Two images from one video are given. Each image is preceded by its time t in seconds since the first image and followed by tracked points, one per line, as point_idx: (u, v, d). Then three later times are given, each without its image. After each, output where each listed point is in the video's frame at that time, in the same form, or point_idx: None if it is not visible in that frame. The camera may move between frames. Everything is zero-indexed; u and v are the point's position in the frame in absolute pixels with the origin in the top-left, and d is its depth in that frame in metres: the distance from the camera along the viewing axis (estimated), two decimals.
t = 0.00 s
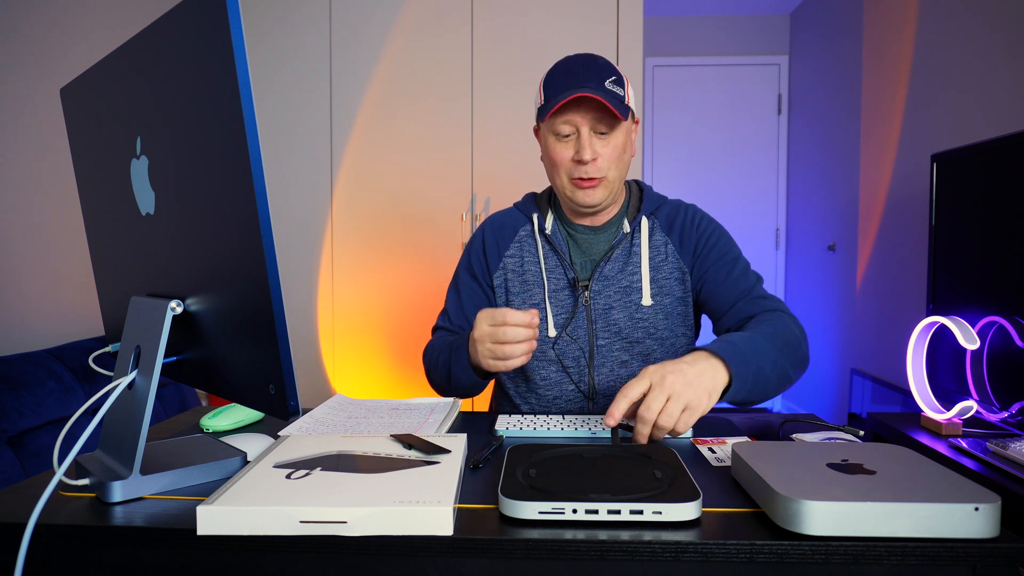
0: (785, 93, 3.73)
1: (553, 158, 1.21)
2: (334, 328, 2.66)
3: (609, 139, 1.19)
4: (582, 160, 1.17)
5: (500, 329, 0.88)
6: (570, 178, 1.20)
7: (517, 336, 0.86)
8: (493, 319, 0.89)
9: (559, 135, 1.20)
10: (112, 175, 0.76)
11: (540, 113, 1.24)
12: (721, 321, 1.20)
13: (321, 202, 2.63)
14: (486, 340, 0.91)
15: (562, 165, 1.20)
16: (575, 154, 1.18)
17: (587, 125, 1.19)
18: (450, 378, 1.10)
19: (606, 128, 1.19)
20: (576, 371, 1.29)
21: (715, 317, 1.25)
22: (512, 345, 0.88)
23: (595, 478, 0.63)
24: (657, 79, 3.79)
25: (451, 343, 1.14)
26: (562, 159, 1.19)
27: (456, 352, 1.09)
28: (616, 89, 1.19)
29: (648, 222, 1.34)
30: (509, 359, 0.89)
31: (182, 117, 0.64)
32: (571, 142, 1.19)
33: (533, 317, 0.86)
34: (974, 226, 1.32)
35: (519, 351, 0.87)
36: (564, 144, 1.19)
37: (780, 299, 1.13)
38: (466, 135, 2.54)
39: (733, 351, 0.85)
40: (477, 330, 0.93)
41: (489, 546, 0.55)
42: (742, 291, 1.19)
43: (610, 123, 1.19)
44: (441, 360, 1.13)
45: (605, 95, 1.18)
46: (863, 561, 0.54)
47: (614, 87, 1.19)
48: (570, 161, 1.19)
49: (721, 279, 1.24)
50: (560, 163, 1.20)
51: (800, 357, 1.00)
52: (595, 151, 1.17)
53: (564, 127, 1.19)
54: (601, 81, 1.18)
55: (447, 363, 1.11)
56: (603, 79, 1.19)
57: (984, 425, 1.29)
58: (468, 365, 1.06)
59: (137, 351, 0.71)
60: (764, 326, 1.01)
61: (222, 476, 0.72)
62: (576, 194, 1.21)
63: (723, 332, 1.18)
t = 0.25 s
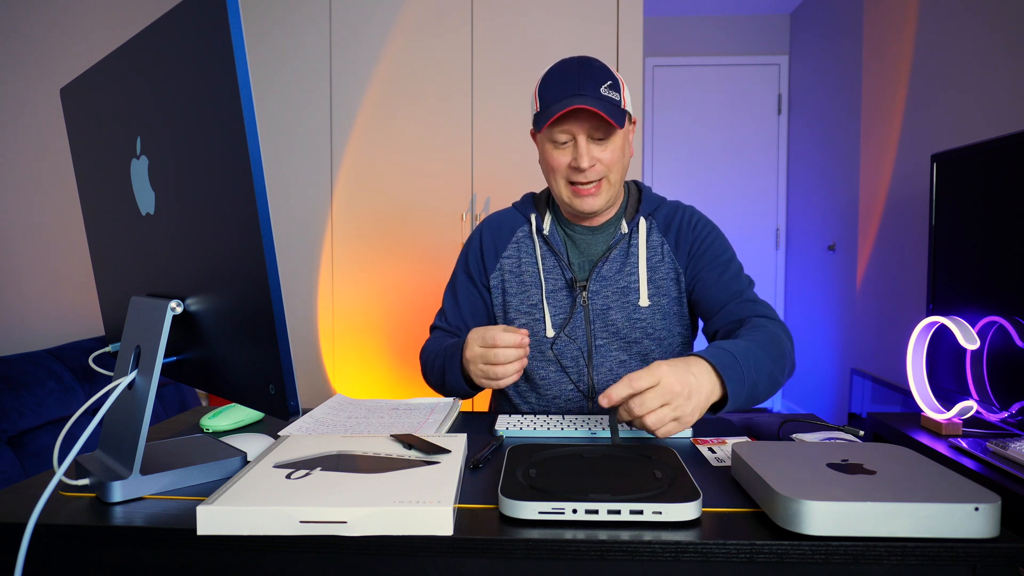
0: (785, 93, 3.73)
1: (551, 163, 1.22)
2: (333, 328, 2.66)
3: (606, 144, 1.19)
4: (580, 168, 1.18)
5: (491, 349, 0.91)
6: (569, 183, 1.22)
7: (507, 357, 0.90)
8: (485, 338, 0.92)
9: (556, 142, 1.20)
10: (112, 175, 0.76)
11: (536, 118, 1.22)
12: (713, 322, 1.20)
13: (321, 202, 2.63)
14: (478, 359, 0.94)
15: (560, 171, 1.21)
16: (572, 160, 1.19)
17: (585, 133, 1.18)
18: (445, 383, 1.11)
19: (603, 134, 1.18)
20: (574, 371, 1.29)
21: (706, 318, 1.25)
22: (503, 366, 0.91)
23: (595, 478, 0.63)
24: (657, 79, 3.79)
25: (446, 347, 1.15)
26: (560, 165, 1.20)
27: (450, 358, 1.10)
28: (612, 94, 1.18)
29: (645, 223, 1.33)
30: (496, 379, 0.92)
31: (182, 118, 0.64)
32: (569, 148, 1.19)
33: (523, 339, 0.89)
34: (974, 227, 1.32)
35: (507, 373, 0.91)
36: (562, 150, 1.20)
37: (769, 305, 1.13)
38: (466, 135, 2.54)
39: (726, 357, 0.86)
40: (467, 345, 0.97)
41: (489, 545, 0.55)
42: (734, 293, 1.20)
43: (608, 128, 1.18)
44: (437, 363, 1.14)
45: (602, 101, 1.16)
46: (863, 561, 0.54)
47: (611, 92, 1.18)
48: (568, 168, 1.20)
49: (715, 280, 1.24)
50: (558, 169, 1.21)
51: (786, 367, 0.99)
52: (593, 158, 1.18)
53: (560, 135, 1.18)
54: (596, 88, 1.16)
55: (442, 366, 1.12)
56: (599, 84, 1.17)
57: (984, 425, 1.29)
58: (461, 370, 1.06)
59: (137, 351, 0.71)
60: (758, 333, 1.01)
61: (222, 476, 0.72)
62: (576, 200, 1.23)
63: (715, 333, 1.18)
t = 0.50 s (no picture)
0: (785, 93, 3.73)
1: (544, 166, 1.22)
2: (334, 328, 2.66)
3: (597, 146, 1.19)
4: (569, 169, 1.18)
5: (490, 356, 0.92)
6: (560, 186, 1.22)
7: (507, 362, 0.90)
8: (484, 342, 0.92)
9: (548, 145, 1.20)
10: (112, 175, 0.76)
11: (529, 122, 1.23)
12: (718, 322, 1.21)
13: (321, 202, 2.63)
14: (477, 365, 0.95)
15: (551, 173, 1.21)
16: (562, 162, 1.19)
17: (575, 134, 1.18)
18: (445, 385, 1.11)
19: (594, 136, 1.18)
20: (573, 371, 1.30)
21: (711, 318, 1.26)
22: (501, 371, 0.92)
23: (594, 478, 0.63)
24: (657, 79, 3.79)
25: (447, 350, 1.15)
26: (552, 168, 1.21)
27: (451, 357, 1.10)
28: (603, 96, 1.18)
29: (645, 223, 1.33)
30: (496, 383, 0.93)
31: (182, 118, 0.64)
32: (560, 150, 1.20)
33: (523, 344, 0.90)
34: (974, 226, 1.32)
35: (507, 377, 0.92)
36: (553, 153, 1.20)
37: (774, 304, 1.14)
38: (466, 135, 2.54)
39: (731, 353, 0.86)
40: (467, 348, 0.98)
41: (489, 545, 0.55)
42: (738, 294, 1.21)
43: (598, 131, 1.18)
44: (438, 365, 1.14)
45: (591, 103, 1.16)
46: (863, 561, 0.54)
47: (602, 94, 1.17)
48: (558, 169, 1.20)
49: (718, 280, 1.25)
50: (549, 171, 1.21)
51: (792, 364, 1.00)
52: (583, 159, 1.18)
53: (552, 138, 1.19)
54: (587, 90, 1.17)
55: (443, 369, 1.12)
56: (590, 87, 1.17)
57: (983, 425, 1.29)
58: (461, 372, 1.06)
59: (137, 351, 0.71)
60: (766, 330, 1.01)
61: (222, 476, 0.72)
62: (568, 202, 1.23)
63: (719, 334, 1.18)
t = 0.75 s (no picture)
0: (785, 93, 3.73)
1: (547, 167, 1.22)
2: (334, 328, 2.66)
3: (599, 146, 1.19)
4: (573, 169, 1.18)
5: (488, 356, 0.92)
6: (564, 186, 1.22)
7: (506, 363, 0.90)
8: (484, 342, 0.92)
9: (550, 146, 1.20)
10: (112, 175, 0.76)
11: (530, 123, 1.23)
12: (720, 324, 1.21)
13: (321, 202, 2.63)
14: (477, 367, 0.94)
15: (555, 174, 1.21)
16: (566, 163, 1.19)
17: (577, 135, 1.18)
18: (444, 384, 1.11)
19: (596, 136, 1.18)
20: (573, 370, 1.30)
21: (712, 319, 1.26)
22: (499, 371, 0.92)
23: (594, 478, 0.63)
24: (657, 79, 3.79)
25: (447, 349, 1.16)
26: (555, 168, 1.21)
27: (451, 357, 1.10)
28: (604, 95, 1.17)
29: (645, 224, 1.33)
30: (495, 383, 0.93)
31: (182, 118, 0.64)
32: (563, 151, 1.20)
33: (522, 345, 0.90)
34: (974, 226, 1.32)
35: (506, 378, 0.92)
36: (556, 153, 1.20)
37: (777, 304, 1.14)
38: (466, 135, 2.54)
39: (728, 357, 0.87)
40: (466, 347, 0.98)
41: (489, 545, 0.55)
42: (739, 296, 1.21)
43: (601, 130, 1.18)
44: (437, 364, 1.14)
45: (594, 103, 1.16)
46: (863, 561, 0.54)
47: (603, 94, 1.17)
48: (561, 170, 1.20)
49: (720, 282, 1.25)
50: (553, 172, 1.21)
51: (794, 364, 1.00)
52: (587, 159, 1.18)
53: (554, 138, 1.19)
54: (588, 90, 1.17)
55: (442, 368, 1.13)
56: (591, 86, 1.17)
57: (983, 425, 1.29)
58: (460, 371, 1.06)
59: (137, 351, 0.71)
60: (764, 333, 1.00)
61: (222, 476, 0.72)
62: (572, 202, 1.23)
63: (722, 336, 1.19)
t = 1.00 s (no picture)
0: (785, 93, 3.73)
1: (547, 167, 1.22)
2: (333, 328, 2.66)
3: (600, 146, 1.18)
4: (574, 168, 1.18)
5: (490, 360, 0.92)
6: (565, 186, 1.21)
7: (508, 367, 0.90)
8: (486, 346, 0.92)
9: (551, 145, 1.20)
10: (112, 175, 0.76)
11: (531, 123, 1.24)
12: (719, 328, 1.22)
13: (321, 202, 2.63)
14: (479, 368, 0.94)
15: (556, 175, 1.21)
16: (567, 162, 1.19)
17: (578, 135, 1.17)
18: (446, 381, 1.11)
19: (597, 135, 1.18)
20: (573, 372, 1.30)
21: (712, 322, 1.27)
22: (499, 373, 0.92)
23: (594, 478, 0.63)
24: (657, 79, 3.79)
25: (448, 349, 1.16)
26: (556, 168, 1.20)
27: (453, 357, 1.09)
28: (605, 94, 1.18)
29: (646, 225, 1.33)
30: (496, 387, 0.93)
31: (183, 118, 0.64)
32: (564, 150, 1.19)
33: (523, 351, 0.90)
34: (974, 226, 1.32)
35: (507, 381, 0.91)
36: (557, 153, 1.20)
37: (778, 309, 1.15)
38: (466, 135, 2.54)
39: (729, 354, 0.87)
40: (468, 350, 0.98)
41: (489, 546, 0.55)
42: (740, 300, 1.21)
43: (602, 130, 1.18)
44: (438, 364, 1.14)
45: (594, 102, 1.16)
46: (863, 561, 0.54)
47: (603, 93, 1.18)
48: (563, 171, 1.20)
49: (722, 285, 1.25)
50: (554, 171, 1.21)
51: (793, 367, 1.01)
52: (588, 158, 1.18)
53: (554, 137, 1.19)
54: (589, 89, 1.17)
55: (443, 368, 1.13)
56: (592, 86, 1.18)
57: (984, 425, 1.28)
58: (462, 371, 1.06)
59: (137, 351, 0.71)
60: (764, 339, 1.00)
61: (222, 476, 0.72)
62: (573, 202, 1.22)
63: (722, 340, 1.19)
